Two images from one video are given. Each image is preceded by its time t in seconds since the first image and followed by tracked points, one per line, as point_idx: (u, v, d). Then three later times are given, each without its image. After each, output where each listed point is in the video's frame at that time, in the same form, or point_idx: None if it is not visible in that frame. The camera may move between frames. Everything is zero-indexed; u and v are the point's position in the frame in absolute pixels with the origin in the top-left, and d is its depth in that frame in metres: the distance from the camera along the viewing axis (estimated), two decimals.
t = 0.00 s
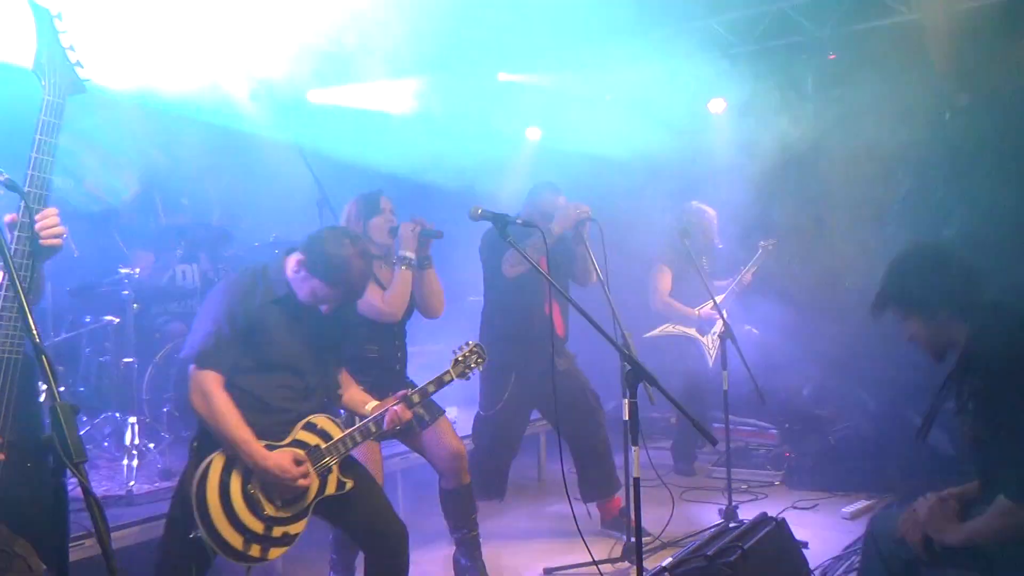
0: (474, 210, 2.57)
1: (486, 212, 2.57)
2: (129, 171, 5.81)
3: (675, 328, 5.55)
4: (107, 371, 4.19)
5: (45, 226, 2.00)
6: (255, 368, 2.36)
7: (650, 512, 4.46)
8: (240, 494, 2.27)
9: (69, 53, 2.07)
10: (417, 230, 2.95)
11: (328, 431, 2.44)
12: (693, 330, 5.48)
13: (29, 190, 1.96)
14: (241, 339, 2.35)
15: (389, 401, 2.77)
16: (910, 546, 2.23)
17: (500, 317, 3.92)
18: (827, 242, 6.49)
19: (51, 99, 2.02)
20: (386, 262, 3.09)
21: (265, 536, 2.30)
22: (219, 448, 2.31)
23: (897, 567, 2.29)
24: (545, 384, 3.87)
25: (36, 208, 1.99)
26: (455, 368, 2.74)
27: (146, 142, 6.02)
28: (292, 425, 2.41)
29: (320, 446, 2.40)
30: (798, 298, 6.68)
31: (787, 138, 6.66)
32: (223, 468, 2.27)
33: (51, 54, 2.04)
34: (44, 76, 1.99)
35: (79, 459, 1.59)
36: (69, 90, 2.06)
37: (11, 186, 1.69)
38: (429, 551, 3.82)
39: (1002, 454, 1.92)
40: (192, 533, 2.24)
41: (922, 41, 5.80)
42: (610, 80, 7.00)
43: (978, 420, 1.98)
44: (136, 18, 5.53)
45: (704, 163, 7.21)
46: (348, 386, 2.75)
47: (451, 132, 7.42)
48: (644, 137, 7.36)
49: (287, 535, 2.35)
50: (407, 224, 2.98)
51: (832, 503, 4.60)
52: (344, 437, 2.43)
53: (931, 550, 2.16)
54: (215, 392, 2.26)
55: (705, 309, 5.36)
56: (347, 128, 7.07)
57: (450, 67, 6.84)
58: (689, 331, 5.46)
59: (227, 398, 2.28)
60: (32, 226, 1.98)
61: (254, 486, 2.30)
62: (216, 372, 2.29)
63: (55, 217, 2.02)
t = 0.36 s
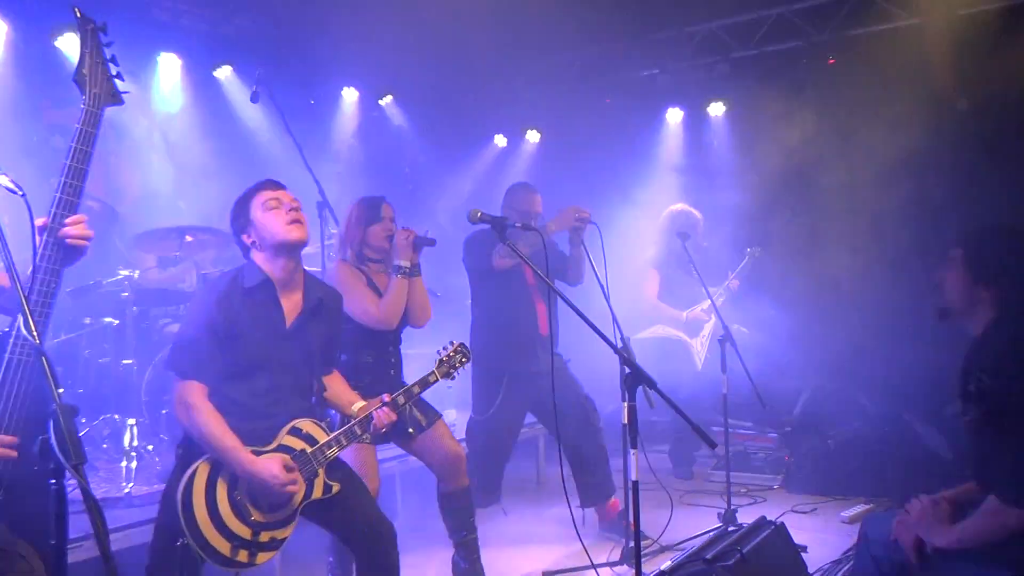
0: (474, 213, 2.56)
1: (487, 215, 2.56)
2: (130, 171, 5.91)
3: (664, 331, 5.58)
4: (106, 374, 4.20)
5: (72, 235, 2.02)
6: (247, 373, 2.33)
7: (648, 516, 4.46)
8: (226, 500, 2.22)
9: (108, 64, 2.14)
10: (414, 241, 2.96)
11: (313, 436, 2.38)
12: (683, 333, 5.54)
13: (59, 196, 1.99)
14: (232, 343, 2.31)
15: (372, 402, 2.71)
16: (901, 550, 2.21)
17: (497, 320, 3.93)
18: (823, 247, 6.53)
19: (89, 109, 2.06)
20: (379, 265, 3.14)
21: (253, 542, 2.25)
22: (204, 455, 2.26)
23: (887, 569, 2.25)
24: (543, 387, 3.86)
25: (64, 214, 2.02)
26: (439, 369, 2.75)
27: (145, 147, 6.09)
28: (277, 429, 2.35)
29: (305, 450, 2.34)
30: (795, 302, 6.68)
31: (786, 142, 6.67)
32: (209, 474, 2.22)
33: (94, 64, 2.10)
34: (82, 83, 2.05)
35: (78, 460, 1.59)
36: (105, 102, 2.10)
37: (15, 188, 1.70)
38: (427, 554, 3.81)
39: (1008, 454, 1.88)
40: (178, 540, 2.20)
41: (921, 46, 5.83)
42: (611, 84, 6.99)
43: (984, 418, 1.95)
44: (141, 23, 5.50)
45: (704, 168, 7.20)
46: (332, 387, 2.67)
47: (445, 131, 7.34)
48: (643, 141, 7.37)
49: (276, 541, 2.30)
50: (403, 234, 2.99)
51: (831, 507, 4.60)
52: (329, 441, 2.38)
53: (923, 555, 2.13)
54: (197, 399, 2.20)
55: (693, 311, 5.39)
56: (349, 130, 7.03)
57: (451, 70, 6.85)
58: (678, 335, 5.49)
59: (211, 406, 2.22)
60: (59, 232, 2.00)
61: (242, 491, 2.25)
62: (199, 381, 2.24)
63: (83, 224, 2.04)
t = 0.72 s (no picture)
0: (472, 216, 2.56)
1: (485, 218, 2.57)
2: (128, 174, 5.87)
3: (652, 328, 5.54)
4: (104, 376, 4.21)
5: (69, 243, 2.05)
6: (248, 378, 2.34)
7: (647, 518, 4.45)
8: (225, 504, 2.22)
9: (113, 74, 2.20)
10: (410, 246, 2.96)
11: (314, 441, 2.39)
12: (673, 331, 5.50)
13: (59, 203, 2.04)
14: (233, 347, 2.31)
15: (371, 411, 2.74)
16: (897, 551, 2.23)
17: (495, 323, 3.93)
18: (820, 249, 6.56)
19: (93, 118, 2.13)
20: (377, 268, 3.13)
21: (252, 547, 2.25)
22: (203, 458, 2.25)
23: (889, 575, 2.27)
24: (543, 390, 3.87)
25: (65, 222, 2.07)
26: (439, 381, 2.77)
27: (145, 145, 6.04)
28: (278, 435, 2.36)
29: (306, 456, 2.36)
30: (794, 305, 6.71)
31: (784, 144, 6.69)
32: (209, 477, 2.21)
33: (99, 74, 2.18)
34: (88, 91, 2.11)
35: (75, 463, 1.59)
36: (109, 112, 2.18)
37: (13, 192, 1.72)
38: (426, 556, 3.81)
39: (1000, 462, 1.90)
40: (177, 544, 2.19)
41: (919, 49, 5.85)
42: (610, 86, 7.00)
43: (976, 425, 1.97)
44: (143, 29, 5.51)
45: (699, 171, 7.21)
46: (331, 395, 2.68)
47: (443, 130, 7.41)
48: (642, 143, 7.38)
49: (274, 546, 2.30)
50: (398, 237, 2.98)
51: (830, 509, 4.60)
52: (329, 447, 2.40)
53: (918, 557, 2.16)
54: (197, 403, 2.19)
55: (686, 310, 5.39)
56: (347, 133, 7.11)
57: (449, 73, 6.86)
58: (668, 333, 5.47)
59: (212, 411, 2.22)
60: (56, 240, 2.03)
61: (242, 495, 2.26)
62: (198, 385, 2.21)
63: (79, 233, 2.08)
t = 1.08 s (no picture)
0: (468, 215, 2.56)
1: (481, 217, 2.56)
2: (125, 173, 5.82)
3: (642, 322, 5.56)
4: (99, 377, 4.18)
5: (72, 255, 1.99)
6: (245, 377, 2.32)
7: (643, 518, 4.45)
8: (220, 507, 2.21)
9: (119, 74, 2.18)
10: (405, 247, 2.95)
11: (311, 442, 2.39)
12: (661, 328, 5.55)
13: (65, 204, 2.01)
14: (230, 347, 2.29)
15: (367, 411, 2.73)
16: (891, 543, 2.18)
17: (490, 323, 3.93)
18: (818, 248, 6.55)
19: (98, 118, 2.10)
20: (375, 267, 3.14)
21: (248, 550, 2.25)
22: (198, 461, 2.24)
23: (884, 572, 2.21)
24: (539, 390, 3.86)
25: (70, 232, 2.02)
26: (441, 373, 2.75)
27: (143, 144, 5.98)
28: (274, 435, 2.36)
29: (302, 457, 2.35)
30: (790, 304, 6.70)
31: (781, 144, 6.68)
32: (203, 481, 2.20)
33: (106, 75, 2.15)
34: (93, 90, 2.09)
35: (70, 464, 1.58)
36: (115, 112, 2.15)
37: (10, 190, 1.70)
38: (421, 557, 3.80)
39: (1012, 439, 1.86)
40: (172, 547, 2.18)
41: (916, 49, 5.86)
42: (607, 86, 6.99)
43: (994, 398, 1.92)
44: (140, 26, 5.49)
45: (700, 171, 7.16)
46: (327, 396, 2.66)
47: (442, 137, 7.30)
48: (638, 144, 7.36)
49: (271, 549, 2.29)
50: (393, 241, 2.99)
51: (827, 509, 4.60)
52: (326, 447, 2.39)
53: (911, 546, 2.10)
54: (192, 406, 2.17)
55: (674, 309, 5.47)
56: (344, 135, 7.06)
57: (446, 73, 6.85)
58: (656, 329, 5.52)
59: (207, 412, 2.20)
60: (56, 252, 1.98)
61: (237, 498, 2.24)
62: (197, 386, 2.20)
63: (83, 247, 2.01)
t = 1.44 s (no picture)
0: (460, 217, 2.56)
1: (473, 218, 2.56)
2: (118, 172, 5.77)
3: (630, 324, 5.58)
4: (91, 378, 4.17)
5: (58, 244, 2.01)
6: (236, 379, 2.33)
7: (636, 518, 4.46)
8: (211, 505, 2.21)
9: (101, 70, 2.16)
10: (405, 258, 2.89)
11: (301, 442, 2.40)
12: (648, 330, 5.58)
13: (47, 201, 2.01)
14: (220, 348, 2.30)
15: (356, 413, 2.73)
16: (893, 552, 2.20)
17: (484, 325, 3.94)
18: (810, 248, 6.58)
19: (80, 115, 2.10)
20: (375, 271, 3.05)
21: (238, 548, 2.24)
22: (188, 460, 2.24)
23: None
24: (532, 391, 3.87)
25: (52, 221, 2.03)
26: (429, 379, 2.77)
27: (136, 143, 5.95)
28: (265, 435, 2.37)
29: (293, 457, 2.36)
30: (783, 305, 6.73)
31: (774, 146, 6.69)
32: (195, 479, 2.20)
33: (88, 70, 2.13)
34: (74, 88, 2.08)
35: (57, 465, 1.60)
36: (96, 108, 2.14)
37: None
38: (415, 558, 3.80)
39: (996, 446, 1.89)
40: (162, 544, 2.17)
41: (907, 50, 5.88)
42: (601, 87, 6.99)
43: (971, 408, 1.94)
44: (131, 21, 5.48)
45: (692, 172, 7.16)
46: (316, 397, 2.67)
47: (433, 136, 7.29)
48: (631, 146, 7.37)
49: (261, 548, 2.28)
50: (394, 250, 2.94)
51: (820, 508, 4.62)
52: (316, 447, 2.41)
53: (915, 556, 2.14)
54: (182, 406, 2.17)
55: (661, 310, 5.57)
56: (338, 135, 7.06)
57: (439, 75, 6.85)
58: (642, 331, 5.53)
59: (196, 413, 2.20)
60: (42, 242, 1.99)
61: (228, 496, 2.24)
62: (182, 388, 2.19)
63: (69, 233, 2.04)
